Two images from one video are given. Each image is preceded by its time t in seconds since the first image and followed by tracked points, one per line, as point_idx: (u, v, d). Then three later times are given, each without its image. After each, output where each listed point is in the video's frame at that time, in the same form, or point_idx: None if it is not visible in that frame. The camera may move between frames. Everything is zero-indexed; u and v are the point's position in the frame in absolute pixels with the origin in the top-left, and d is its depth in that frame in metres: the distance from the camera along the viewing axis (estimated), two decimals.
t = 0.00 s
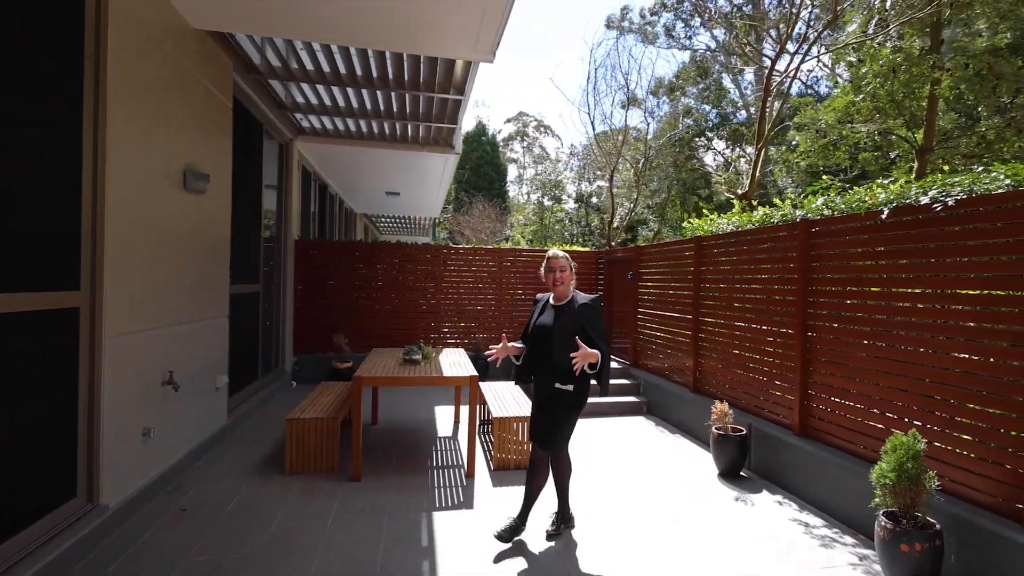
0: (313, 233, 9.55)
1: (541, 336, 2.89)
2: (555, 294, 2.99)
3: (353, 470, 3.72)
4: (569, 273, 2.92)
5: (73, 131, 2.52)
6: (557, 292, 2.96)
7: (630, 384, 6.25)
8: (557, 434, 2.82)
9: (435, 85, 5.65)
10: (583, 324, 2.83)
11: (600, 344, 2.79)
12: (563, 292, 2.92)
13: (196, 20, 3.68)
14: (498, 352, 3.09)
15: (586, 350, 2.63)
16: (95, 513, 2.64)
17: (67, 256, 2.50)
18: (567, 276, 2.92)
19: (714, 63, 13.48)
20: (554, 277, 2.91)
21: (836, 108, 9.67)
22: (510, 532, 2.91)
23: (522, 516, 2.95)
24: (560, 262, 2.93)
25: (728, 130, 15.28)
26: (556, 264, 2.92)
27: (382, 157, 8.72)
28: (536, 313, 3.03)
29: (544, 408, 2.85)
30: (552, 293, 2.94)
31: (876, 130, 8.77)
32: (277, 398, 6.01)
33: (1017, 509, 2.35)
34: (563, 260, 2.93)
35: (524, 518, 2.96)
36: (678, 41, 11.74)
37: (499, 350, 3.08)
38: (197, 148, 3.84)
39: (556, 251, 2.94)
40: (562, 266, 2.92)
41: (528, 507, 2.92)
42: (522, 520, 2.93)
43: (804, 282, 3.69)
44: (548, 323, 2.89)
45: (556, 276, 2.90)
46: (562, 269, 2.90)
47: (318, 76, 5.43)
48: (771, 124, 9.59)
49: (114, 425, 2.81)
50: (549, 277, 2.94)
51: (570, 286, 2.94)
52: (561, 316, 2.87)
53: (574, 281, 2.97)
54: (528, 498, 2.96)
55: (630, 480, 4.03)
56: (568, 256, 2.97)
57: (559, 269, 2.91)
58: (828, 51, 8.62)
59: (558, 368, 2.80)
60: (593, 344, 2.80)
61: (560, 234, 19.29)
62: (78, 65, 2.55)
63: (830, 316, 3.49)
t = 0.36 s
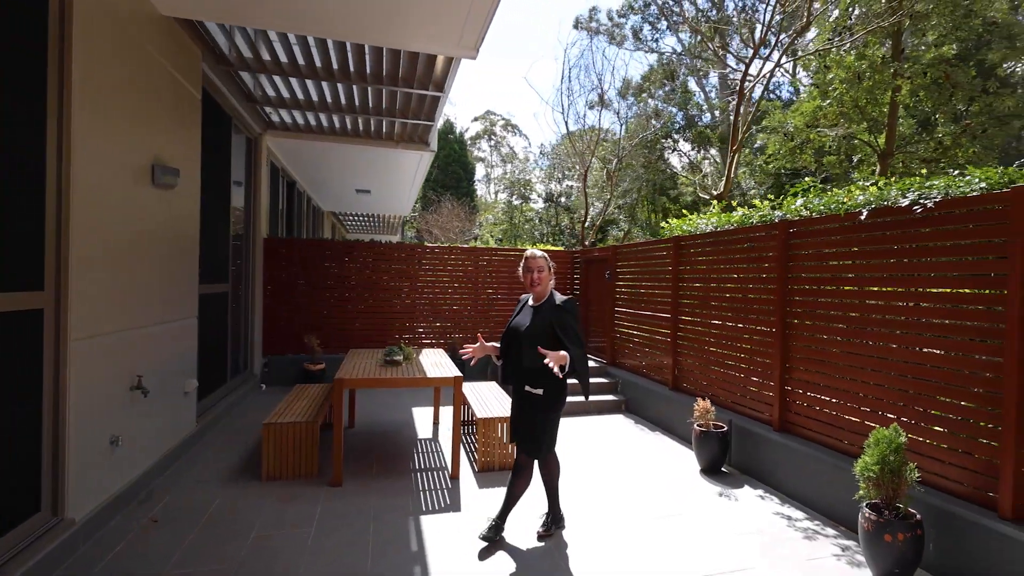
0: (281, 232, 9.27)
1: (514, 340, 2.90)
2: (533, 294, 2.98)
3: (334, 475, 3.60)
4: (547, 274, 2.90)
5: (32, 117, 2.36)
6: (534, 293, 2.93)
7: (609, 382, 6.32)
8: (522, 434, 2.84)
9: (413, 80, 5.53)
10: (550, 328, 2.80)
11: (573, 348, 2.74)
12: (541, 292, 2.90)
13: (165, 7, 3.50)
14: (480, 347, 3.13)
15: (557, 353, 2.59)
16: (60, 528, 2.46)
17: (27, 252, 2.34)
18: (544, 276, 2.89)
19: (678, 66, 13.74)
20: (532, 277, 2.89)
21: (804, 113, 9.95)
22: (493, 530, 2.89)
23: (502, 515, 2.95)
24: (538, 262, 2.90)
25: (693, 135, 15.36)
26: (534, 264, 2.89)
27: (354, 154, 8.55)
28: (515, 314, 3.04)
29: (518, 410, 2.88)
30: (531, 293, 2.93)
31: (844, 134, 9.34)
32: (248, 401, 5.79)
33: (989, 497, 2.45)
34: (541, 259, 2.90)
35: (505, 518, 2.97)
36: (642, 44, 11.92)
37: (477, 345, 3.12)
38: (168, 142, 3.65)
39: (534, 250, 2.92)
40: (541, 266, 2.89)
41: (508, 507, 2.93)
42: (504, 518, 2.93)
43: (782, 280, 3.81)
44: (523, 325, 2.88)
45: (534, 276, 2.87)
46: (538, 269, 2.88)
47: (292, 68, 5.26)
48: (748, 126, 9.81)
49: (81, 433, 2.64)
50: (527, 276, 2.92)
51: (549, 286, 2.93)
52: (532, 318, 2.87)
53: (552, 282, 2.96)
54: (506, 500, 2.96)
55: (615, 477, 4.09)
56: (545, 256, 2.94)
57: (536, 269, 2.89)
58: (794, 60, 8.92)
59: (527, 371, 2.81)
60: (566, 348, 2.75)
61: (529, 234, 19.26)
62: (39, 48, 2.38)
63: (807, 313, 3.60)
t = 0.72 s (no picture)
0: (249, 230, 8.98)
1: (482, 339, 2.92)
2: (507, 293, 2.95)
3: (316, 480, 3.48)
4: (520, 272, 2.87)
5: None
6: (508, 291, 2.91)
7: (587, 381, 6.36)
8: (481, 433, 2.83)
9: (392, 76, 5.40)
10: (514, 329, 2.78)
11: (536, 350, 2.71)
12: (513, 290, 2.87)
13: None
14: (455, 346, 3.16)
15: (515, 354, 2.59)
16: (25, 543, 2.29)
17: None
18: (518, 274, 2.87)
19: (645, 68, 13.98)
20: (505, 274, 2.87)
21: (773, 116, 10.36)
22: (482, 539, 2.80)
23: (486, 522, 2.85)
24: (512, 259, 2.87)
25: (659, 134, 15.65)
26: (509, 261, 2.87)
27: (326, 151, 8.33)
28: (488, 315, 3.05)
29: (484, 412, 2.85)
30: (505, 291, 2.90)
31: (812, 138, 9.77)
32: (217, 404, 5.57)
33: (967, 487, 2.56)
34: (515, 257, 2.88)
35: (491, 523, 2.88)
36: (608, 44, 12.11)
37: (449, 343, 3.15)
38: (136, 136, 3.46)
39: (508, 247, 2.89)
40: (515, 264, 2.87)
41: (493, 513, 2.84)
42: (490, 524, 2.84)
43: (763, 279, 3.93)
44: (490, 325, 2.90)
45: (507, 274, 2.85)
46: (512, 267, 2.86)
47: (265, 60, 5.07)
48: (720, 129, 10.04)
49: (48, 442, 2.46)
50: (500, 273, 2.90)
51: (521, 284, 2.89)
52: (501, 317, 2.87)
53: (526, 280, 2.92)
54: (490, 504, 2.88)
55: (601, 474, 4.13)
56: (521, 253, 2.91)
57: (510, 267, 2.86)
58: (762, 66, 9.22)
59: (494, 371, 2.80)
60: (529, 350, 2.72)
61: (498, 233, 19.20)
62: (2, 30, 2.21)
63: (788, 312, 3.72)
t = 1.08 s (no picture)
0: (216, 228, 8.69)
1: (460, 339, 2.83)
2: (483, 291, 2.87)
3: (298, 485, 3.40)
4: (497, 272, 2.79)
5: None
6: (483, 290, 2.84)
7: (565, 380, 6.40)
8: (461, 437, 2.74)
9: (371, 73, 5.32)
10: (495, 330, 2.72)
11: (518, 350, 2.69)
12: (489, 290, 2.80)
13: None
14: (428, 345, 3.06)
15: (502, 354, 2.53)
16: None
17: None
18: (495, 274, 2.79)
19: (613, 69, 14.13)
20: (481, 274, 2.78)
21: (744, 120, 10.80)
22: (472, 541, 2.75)
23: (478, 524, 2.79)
24: (490, 258, 2.79)
25: (627, 135, 15.89)
26: (486, 260, 2.78)
27: (300, 150, 8.11)
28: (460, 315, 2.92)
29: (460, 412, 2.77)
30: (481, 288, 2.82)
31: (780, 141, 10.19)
32: (187, 408, 5.36)
33: (942, 479, 2.70)
34: (493, 256, 2.79)
35: (480, 524, 2.84)
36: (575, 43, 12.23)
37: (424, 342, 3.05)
38: (105, 129, 3.29)
39: (486, 245, 2.80)
40: (492, 263, 2.78)
41: (482, 514, 2.81)
42: (480, 525, 2.79)
43: (742, 279, 4.05)
44: (468, 325, 2.82)
45: (483, 273, 2.76)
46: (489, 266, 2.77)
47: (240, 55, 4.91)
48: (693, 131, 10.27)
49: (16, 450, 2.31)
50: (477, 271, 2.81)
51: (498, 284, 2.82)
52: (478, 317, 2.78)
53: (503, 280, 2.85)
54: (477, 505, 2.82)
55: (584, 472, 4.18)
56: (499, 251, 2.83)
57: (487, 266, 2.78)
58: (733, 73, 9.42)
59: (474, 372, 2.73)
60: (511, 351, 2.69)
61: (469, 232, 19.05)
62: None
63: (767, 310, 3.85)
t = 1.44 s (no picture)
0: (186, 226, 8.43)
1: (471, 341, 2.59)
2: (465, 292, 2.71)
3: (283, 486, 3.35)
4: (483, 272, 2.66)
5: None
6: (467, 291, 2.68)
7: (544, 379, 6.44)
8: (469, 441, 2.58)
9: (352, 72, 5.27)
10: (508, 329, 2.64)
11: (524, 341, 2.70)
12: (475, 291, 2.66)
13: None
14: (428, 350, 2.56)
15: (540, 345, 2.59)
16: None
17: None
18: (481, 275, 2.66)
19: (584, 69, 14.26)
20: (468, 274, 2.64)
21: (717, 122, 11.10)
22: (464, 538, 2.77)
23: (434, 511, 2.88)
24: (475, 258, 2.65)
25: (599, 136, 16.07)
26: (471, 259, 2.65)
27: (274, 147, 7.93)
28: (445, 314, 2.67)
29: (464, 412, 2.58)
30: (465, 287, 2.66)
31: (753, 144, 10.62)
32: (160, 409, 5.19)
33: (915, 470, 2.86)
34: (479, 256, 2.66)
35: (471, 521, 2.85)
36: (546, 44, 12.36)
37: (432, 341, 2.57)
38: (80, 123, 3.17)
39: (473, 245, 2.67)
40: (478, 263, 2.65)
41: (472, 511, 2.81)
42: (471, 522, 2.80)
43: (722, 278, 4.17)
44: (472, 322, 2.60)
45: (469, 273, 2.63)
46: (475, 266, 2.64)
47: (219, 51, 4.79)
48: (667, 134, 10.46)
49: None
50: (462, 272, 2.67)
51: (482, 285, 2.69)
52: (482, 316, 2.61)
53: (488, 282, 2.72)
54: (465, 503, 2.77)
55: (567, 469, 4.24)
56: (485, 252, 2.70)
57: (473, 266, 2.64)
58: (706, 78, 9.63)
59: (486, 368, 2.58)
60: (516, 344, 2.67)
61: (441, 231, 18.91)
62: None
63: (746, 309, 3.98)
